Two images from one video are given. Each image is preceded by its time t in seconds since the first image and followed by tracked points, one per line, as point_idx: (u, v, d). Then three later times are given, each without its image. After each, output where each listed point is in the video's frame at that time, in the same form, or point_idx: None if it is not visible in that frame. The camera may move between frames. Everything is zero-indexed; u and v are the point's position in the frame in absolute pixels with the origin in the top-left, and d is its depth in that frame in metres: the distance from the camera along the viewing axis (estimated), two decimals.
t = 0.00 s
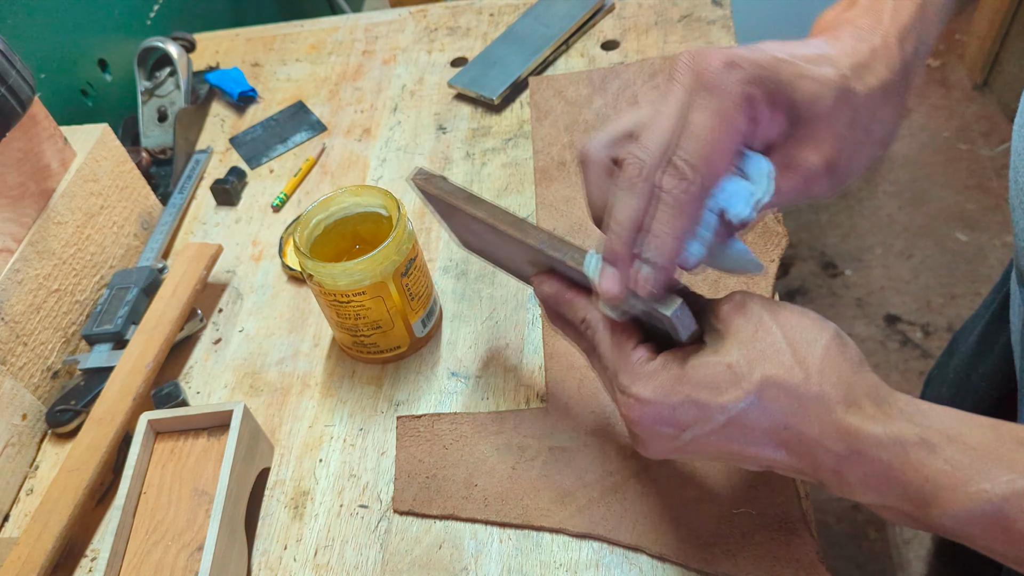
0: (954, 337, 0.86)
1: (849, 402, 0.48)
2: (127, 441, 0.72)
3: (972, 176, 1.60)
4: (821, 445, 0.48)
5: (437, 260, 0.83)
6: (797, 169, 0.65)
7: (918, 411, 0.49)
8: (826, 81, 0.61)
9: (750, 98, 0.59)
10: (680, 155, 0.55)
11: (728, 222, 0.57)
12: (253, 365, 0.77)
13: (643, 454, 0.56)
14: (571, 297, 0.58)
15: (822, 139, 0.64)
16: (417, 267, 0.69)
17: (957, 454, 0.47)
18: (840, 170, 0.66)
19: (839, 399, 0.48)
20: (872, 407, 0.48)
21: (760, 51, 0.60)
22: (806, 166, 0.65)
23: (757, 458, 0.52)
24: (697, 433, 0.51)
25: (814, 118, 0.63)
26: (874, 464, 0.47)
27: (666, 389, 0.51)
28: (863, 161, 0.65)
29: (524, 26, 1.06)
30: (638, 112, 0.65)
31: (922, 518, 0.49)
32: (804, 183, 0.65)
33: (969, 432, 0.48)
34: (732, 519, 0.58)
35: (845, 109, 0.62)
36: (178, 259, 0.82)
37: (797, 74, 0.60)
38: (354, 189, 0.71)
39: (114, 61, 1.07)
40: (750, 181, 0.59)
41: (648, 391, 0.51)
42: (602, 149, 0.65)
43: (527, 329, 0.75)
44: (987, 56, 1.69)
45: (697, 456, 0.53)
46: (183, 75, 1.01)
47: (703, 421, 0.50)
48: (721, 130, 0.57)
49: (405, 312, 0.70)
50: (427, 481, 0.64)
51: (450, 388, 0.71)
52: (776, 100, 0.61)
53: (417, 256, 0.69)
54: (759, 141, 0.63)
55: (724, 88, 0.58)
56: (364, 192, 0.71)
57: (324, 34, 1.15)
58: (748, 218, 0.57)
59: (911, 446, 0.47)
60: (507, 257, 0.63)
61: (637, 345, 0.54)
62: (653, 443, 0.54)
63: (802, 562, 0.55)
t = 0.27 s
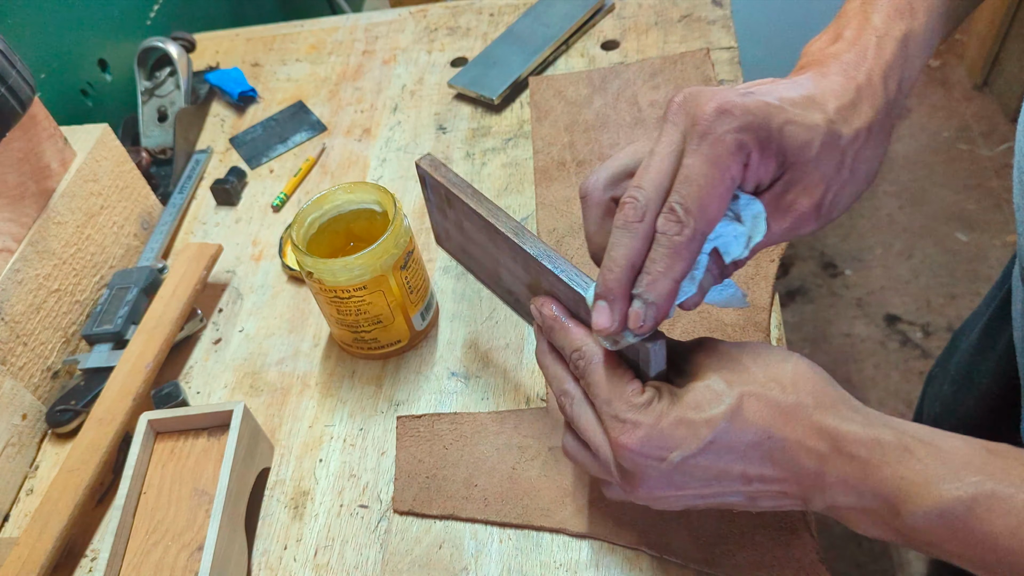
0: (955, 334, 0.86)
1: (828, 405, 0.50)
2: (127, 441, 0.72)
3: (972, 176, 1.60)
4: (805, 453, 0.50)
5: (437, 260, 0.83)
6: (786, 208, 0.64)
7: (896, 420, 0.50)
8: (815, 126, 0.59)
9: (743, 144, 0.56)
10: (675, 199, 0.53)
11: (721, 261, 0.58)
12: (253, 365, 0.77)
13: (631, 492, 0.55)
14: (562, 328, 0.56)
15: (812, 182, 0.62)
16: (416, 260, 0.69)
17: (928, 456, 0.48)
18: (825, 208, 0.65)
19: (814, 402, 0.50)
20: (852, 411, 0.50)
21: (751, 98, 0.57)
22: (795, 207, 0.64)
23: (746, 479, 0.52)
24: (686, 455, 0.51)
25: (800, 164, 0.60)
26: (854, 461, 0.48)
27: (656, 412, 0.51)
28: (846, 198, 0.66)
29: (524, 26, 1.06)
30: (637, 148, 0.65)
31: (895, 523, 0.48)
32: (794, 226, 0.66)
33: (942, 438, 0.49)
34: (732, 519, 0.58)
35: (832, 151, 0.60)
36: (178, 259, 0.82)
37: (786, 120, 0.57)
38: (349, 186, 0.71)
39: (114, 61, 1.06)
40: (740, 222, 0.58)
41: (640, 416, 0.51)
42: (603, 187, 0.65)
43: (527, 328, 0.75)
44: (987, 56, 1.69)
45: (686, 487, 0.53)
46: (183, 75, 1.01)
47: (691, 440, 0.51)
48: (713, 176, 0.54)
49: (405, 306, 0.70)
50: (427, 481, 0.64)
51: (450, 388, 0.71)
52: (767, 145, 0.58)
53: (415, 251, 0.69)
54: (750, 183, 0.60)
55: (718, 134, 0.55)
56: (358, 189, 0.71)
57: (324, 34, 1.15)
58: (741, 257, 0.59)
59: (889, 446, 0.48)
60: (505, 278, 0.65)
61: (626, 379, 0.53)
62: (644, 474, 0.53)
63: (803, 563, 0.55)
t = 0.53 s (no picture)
0: (954, 334, 0.86)
1: (849, 418, 0.50)
2: (127, 442, 0.72)
3: (972, 176, 1.60)
4: (829, 468, 0.50)
5: (437, 260, 0.83)
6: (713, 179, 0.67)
7: (923, 431, 0.50)
8: (746, 106, 0.63)
9: (672, 114, 0.63)
10: (605, 155, 0.61)
11: (647, 220, 0.67)
12: (253, 365, 0.77)
13: (654, 517, 0.54)
14: (587, 344, 0.56)
15: (740, 155, 0.65)
16: (416, 261, 0.69)
17: (959, 468, 0.47)
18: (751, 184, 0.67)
19: (836, 416, 0.50)
20: (875, 424, 0.50)
21: (695, 71, 0.63)
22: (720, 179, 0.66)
23: (769, 497, 0.52)
24: (710, 476, 0.51)
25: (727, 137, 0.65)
26: (883, 476, 0.48)
27: (678, 433, 0.51)
28: (780, 178, 0.67)
29: (524, 26, 1.06)
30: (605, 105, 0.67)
31: (928, 536, 0.48)
32: (719, 197, 0.68)
33: (971, 449, 0.48)
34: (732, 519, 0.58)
35: (765, 130, 0.64)
36: (178, 260, 0.82)
37: (719, 97, 0.63)
38: (349, 186, 0.71)
39: (115, 61, 1.07)
40: (668, 183, 0.66)
41: (662, 438, 0.51)
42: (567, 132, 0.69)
43: (527, 329, 0.75)
44: (987, 56, 1.69)
45: (711, 508, 0.53)
46: (183, 75, 1.01)
47: (715, 462, 0.50)
48: (642, 137, 0.62)
49: (405, 305, 0.70)
50: (427, 481, 0.64)
51: (450, 388, 0.71)
52: (696, 117, 0.64)
53: (415, 250, 0.69)
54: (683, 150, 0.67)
55: (653, 101, 0.63)
56: (357, 189, 0.71)
57: (324, 34, 1.15)
58: (665, 217, 0.67)
59: (919, 459, 0.48)
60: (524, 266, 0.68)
61: (644, 397, 0.52)
62: (667, 498, 0.52)
63: (803, 563, 0.55)
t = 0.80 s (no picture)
0: (958, 333, 0.86)
1: (851, 392, 0.51)
2: (127, 441, 0.72)
3: (972, 176, 1.60)
4: (832, 442, 0.50)
5: (437, 260, 0.83)
6: (731, 188, 0.66)
7: (924, 408, 0.51)
8: (762, 116, 0.62)
9: (688, 123, 0.62)
10: (622, 165, 0.61)
11: (661, 229, 0.65)
12: (253, 365, 0.77)
13: (659, 499, 0.54)
14: (592, 334, 0.58)
15: (756, 166, 0.64)
16: (417, 260, 0.69)
17: (957, 445, 0.48)
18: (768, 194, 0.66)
19: (838, 390, 0.51)
20: (876, 398, 0.50)
21: (708, 82, 0.63)
22: (737, 188, 0.66)
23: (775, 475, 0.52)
24: (716, 454, 0.51)
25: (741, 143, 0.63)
26: (883, 449, 0.48)
27: (684, 411, 0.52)
28: (795, 191, 0.66)
29: (524, 26, 1.06)
30: (620, 115, 0.69)
31: (926, 510, 0.48)
32: (733, 207, 0.67)
33: (970, 426, 0.49)
34: (732, 519, 0.58)
35: (778, 140, 0.63)
36: (178, 259, 0.82)
37: (733, 107, 0.62)
38: (349, 186, 0.71)
39: (114, 61, 1.07)
40: (684, 195, 0.63)
41: (668, 418, 0.52)
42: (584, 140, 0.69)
43: (527, 329, 0.75)
44: (987, 56, 1.69)
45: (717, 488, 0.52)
46: (183, 76, 1.01)
47: (721, 439, 0.51)
48: (658, 151, 0.61)
49: (405, 305, 0.70)
50: (427, 482, 0.64)
51: (450, 388, 0.71)
52: (710, 126, 0.63)
53: (416, 250, 0.69)
54: (698, 159, 0.65)
55: (667, 114, 0.62)
56: (357, 189, 0.71)
57: (324, 34, 1.15)
58: (681, 228, 0.65)
59: (917, 433, 0.48)
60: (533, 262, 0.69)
61: (646, 382, 0.54)
62: (674, 479, 0.52)
63: (803, 562, 0.55)
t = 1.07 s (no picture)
0: (960, 334, 0.86)
1: (848, 383, 0.51)
2: (127, 441, 0.72)
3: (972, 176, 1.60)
4: (829, 434, 0.50)
5: (437, 260, 0.83)
6: (712, 173, 0.68)
7: (923, 401, 0.50)
8: (745, 105, 0.64)
9: (675, 110, 0.63)
10: (610, 148, 0.61)
11: (645, 210, 0.67)
12: (253, 365, 0.77)
13: (656, 493, 0.54)
14: (589, 329, 0.57)
15: (739, 154, 0.66)
16: (417, 260, 0.69)
17: (956, 439, 0.47)
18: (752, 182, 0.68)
19: (836, 382, 0.51)
20: (874, 390, 0.50)
21: (695, 70, 0.64)
22: (718, 174, 0.67)
23: (771, 468, 0.52)
24: (712, 446, 0.51)
25: (727, 130, 0.65)
26: (880, 441, 0.48)
27: (680, 404, 0.52)
28: (776, 177, 0.69)
29: (524, 26, 1.06)
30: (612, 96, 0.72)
31: (923, 502, 0.48)
32: (714, 190, 0.68)
33: (969, 419, 0.48)
34: (732, 519, 0.58)
35: (763, 130, 0.65)
36: (178, 259, 0.82)
37: (720, 96, 0.63)
38: (349, 186, 0.71)
39: (114, 61, 1.07)
40: (669, 178, 0.64)
41: (663, 410, 0.52)
42: (575, 121, 0.73)
43: (527, 329, 0.75)
44: (987, 56, 1.69)
45: (713, 480, 0.53)
46: (183, 75, 1.01)
47: (716, 431, 0.51)
48: (642, 134, 0.61)
49: (405, 305, 0.70)
50: (427, 482, 0.64)
51: (450, 388, 0.71)
52: (697, 115, 0.64)
53: (416, 250, 0.69)
54: (682, 149, 0.66)
55: (655, 99, 0.63)
56: (357, 189, 0.71)
57: (324, 34, 1.15)
58: (665, 210, 0.67)
59: (914, 426, 0.48)
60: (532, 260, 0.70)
61: (642, 374, 0.54)
62: (670, 472, 0.52)
63: (803, 563, 0.55)
